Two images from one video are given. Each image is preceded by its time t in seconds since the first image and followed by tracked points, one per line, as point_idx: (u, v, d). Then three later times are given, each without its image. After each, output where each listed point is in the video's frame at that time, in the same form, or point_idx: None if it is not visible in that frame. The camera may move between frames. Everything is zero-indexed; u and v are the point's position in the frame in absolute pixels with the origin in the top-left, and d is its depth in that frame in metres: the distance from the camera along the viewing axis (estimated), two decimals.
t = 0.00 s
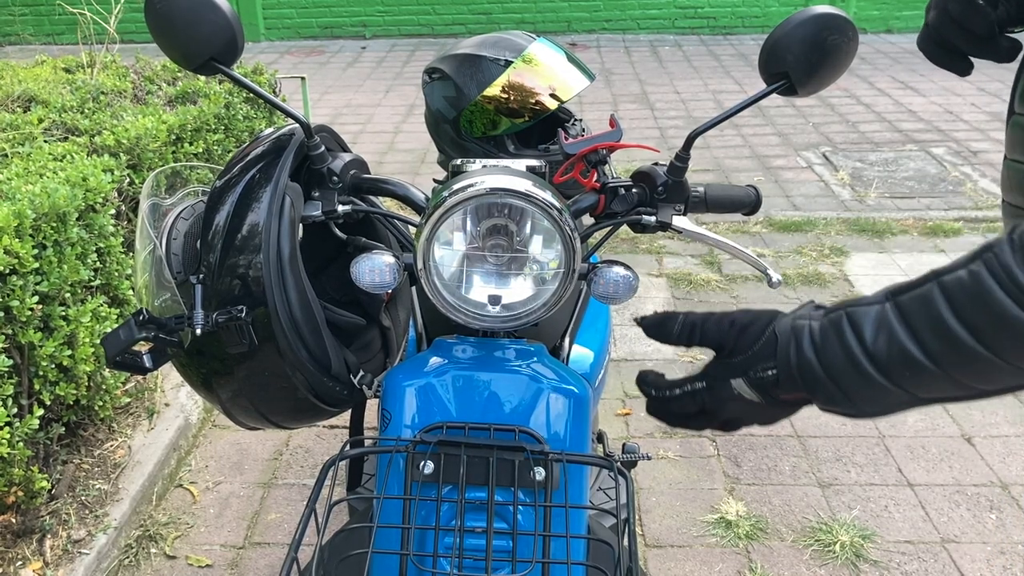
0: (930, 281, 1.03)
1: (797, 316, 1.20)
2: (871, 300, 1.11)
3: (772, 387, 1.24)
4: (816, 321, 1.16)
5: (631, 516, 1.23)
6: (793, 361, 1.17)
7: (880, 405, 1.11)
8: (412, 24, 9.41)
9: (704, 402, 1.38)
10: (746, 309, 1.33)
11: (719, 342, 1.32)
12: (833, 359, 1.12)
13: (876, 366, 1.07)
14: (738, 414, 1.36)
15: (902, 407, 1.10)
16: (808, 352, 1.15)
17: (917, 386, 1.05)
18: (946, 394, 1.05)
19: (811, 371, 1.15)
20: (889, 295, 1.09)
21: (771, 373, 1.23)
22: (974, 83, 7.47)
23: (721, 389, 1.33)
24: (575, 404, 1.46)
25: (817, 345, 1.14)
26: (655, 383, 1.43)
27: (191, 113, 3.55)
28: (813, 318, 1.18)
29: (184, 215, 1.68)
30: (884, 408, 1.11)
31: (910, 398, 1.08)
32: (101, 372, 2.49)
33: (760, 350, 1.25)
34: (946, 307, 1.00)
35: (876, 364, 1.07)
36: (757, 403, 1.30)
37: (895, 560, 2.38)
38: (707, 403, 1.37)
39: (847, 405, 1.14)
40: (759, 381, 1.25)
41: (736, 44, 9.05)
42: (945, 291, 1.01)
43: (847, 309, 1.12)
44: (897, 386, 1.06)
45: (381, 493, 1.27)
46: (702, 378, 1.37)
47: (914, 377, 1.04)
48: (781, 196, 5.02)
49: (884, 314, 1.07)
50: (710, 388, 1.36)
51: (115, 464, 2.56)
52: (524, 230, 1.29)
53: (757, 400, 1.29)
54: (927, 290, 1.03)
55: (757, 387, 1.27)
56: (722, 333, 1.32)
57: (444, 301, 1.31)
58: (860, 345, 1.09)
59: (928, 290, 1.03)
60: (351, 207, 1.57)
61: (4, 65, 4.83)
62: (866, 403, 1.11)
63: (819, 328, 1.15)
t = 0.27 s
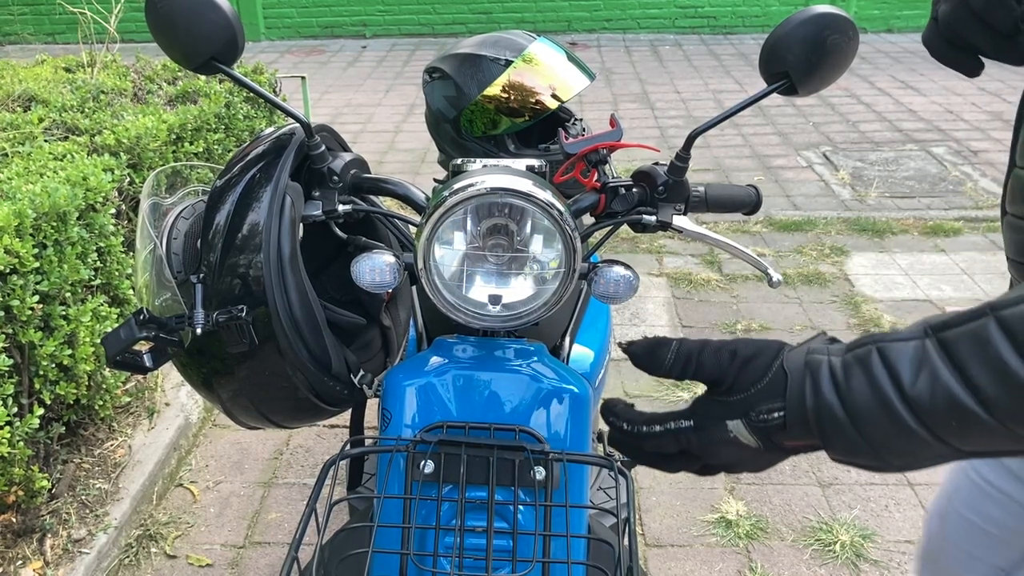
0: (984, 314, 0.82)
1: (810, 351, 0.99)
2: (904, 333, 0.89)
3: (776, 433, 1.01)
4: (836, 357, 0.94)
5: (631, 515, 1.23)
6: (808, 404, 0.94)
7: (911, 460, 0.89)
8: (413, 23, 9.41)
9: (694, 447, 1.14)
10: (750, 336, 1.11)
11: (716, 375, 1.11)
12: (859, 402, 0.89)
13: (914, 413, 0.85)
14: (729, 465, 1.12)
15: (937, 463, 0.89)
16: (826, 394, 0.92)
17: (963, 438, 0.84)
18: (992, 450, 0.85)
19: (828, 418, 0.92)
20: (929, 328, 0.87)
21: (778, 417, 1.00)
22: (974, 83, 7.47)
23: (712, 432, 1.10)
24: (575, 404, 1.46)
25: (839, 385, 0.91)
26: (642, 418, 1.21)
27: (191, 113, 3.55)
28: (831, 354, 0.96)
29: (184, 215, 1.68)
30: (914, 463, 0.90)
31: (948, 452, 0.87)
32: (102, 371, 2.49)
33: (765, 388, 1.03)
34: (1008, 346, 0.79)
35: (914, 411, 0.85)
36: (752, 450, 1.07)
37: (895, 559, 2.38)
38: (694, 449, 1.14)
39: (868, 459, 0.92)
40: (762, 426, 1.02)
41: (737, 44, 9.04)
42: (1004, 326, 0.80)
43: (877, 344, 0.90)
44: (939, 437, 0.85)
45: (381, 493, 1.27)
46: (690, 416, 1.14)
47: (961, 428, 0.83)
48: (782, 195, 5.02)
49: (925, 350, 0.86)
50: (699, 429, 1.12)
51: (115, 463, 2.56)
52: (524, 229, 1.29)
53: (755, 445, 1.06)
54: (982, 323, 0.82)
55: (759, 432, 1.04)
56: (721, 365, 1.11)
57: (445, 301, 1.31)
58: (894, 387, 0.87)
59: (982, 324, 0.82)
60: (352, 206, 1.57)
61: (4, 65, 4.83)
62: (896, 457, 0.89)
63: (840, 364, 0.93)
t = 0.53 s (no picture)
0: None
1: (836, 326, 0.88)
2: (945, 323, 0.83)
3: (779, 409, 0.91)
4: (867, 340, 0.85)
5: (631, 515, 1.22)
6: (831, 386, 0.85)
7: (935, 461, 0.84)
8: (413, 22, 9.41)
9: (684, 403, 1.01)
10: (771, 293, 0.94)
11: (725, 329, 0.95)
12: (892, 395, 0.81)
13: (955, 412, 0.79)
14: (708, 422, 1.01)
15: (952, 464, 0.84)
16: (855, 381, 0.83)
17: (1000, 444, 0.80)
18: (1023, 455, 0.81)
19: (852, 404, 0.83)
20: (977, 321, 0.81)
21: (785, 392, 0.89)
22: (975, 83, 7.46)
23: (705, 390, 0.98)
24: (575, 403, 1.45)
25: (870, 373, 0.83)
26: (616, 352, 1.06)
27: (191, 112, 3.55)
28: (860, 335, 0.86)
29: (184, 214, 1.68)
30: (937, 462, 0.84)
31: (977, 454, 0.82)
32: (102, 370, 2.49)
33: (778, 357, 0.90)
34: None
35: (954, 412, 0.79)
36: (744, 417, 0.96)
37: (895, 559, 2.38)
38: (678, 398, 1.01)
39: (888, 455, 0.85)
40: (765, 398, 0.91)
41: (737, 43, 9.04)
42: None
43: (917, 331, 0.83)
44: (974, 441, 0.80)
45: (381, 492, 1.27)
46: (683, 363, 1.00)
47: (1002, 433, 0.78)
48: (782, 195, 5.01)
49: (971, 344, 0.80)
50: (692, 381, 0.99)
51: (115, 462, 2.56)
52: (524, 228, 1.29)
53: (749, 413, 0.95)
54: None
55: (760, 403, 0.93)
56: (735, 319, 0.94)
57: (445, 300, 1.31)
58: (934, 381, 0.80)
59: None
60: (352, 205, 1.57)
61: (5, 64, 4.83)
62: (921, 457, 0.83)
63: (873, 349, 0.84)
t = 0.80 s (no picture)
0: None
1: (826, 373, 0.84)
2: (934, 357, 0.79)
3: (785, 465, 0.84)
4: (857, 385, 0.81)
5: (632, 514, 1.22)
6: (829, 435, 0.80)
7: (939, 499, 0.79)
8: (413, 22, 9.40)
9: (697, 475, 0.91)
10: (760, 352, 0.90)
11: (722, 395, 0.89)
12: (887, 438, 0.78)
13: (953, 450, 0.75)
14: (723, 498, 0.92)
15: (960, 501, 0.79)
16: (851, 427, 0.80)
17: (1003, 478, 0.75)
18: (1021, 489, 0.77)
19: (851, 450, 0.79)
20: (963, 356, 0.78)
21: (789, 448, 0.83)
22: (975, 82, 7.46)
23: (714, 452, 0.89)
24: (576, 402, 1.45)
25: (865, 417, 0.79)
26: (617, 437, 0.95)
27: (191, 111, 3.55)
28: (851, 380, 0.82)
29: (184, 213, 1.68)
30: (943, 497, 0.79)
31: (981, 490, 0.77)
32: (102, 369, 2.49)
33: (774, 415, 0.85)
34: None
35: (951, 449, 0.75)
36: (757, 485, 0.88)
37: (895, 559, 2.37)
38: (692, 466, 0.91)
39: (889, 493, 0.81)
40: (771, 459, 0.84)
41: (737, 43, 9.03)
42: None
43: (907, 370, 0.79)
44: (977, 477, 0.75)
45: (382, 492, 1.27)
46: (688, 441, 0.92)
47: (1002, 467, 0.74)
48: (783, 194, 5.01)
49: (959, 380, 0.76)
50: (699, 458, 0.90)
51: (115, 462, 2.56)
52: (525, 227, 1.29)
53: (762, 478, 0.87)
54: None
55: (769, 464, 0.86)
56: (728, 385, 0.89)
57: (446, 299, 1.30)
58: (926, 417, 0.76)
59: None
60: (353, 204, 1.57)
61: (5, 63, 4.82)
62: (924, 496, 0.79)
63: (865, 395, 0.80)
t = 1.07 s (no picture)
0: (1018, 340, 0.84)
1: (840, 369, 0.96)
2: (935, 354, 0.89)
3: (802, 453, 0.97)
4: (867, 379, 0.93)
5: (632, 514, 1.22)
6: (837, 424, 0.92)
7: (944, 483, 0.89)
8: (413, 21, 9.40)
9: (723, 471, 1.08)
10: (779, 349, 1.04)
11: (742, 384, 1.04)
12: (892, 426, 0.88)
13: (953, 439, 0.85)
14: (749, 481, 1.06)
15: (967, 486, 0.89)
16: (858, 413, 0.91)
17: (999, 463, 0.85)
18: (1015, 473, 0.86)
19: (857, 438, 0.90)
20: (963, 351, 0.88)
21: (803, 436, 0.96)
22: (975, 82, 7.46)
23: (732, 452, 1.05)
24: (576, 401, 1.45)
25: (872, 407, 0.90)
26: (647, 433, 1.12)
27: (191, 110, 3.55)
28: (860, 374, 0.94)
29: (184, 212, 1.67)
30: (946, 484, 0.90)
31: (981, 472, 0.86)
32: (102, 369, 2.49)
33: (790, 406, 0.98)
34: None
35: (952, 436, 0.85)
36: (775, 468, 1.02)
37: (895, 558, 2.37)
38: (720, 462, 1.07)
39: (896, 479, 0.91)
40: (787, 445, 0.98)
41: (737, 43, 9.03)
42: None
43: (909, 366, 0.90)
44: (977, 463, 0.85)
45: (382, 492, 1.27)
46: (711, 429, 1.07)
47: (1000, 453, 0.83)
48: (783, 194, 5.01)
49: (960, 373, 0.86)
50: (722, 444, 1.06)
51: (115, 462, 2.56)
52: (525, 227, 1.29)
53: (778, 464, 1.01)
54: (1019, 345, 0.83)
55: (785, 450, 0.99)
56: (748, 375, 1.03)
57: (446, 298, 1.30)
58: (928, 408, 0.86)
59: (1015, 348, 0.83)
60: (353, 203, 1.57)
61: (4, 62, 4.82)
62: (930, 481, 0.89)
63: (871, 385, 0.91)
